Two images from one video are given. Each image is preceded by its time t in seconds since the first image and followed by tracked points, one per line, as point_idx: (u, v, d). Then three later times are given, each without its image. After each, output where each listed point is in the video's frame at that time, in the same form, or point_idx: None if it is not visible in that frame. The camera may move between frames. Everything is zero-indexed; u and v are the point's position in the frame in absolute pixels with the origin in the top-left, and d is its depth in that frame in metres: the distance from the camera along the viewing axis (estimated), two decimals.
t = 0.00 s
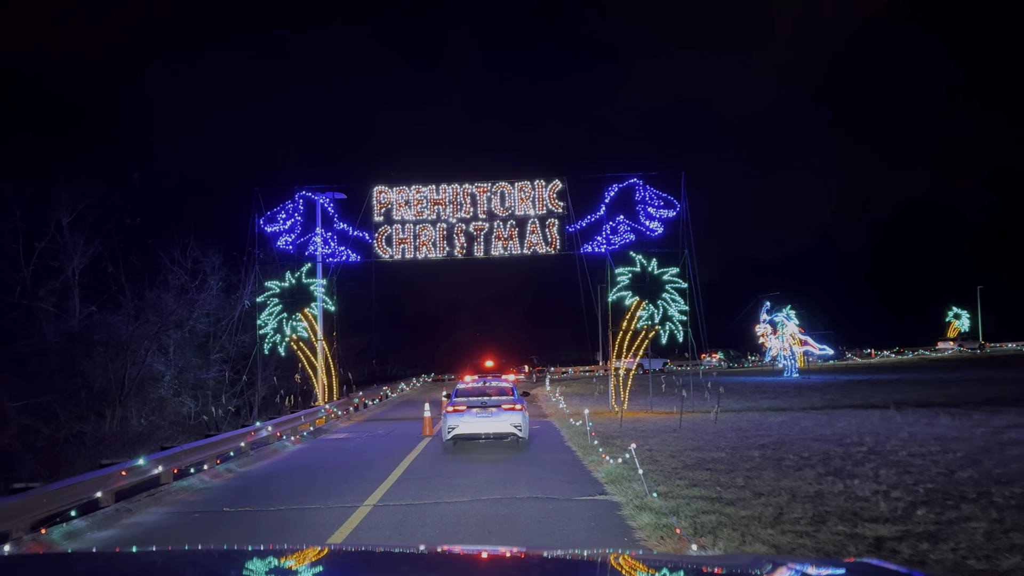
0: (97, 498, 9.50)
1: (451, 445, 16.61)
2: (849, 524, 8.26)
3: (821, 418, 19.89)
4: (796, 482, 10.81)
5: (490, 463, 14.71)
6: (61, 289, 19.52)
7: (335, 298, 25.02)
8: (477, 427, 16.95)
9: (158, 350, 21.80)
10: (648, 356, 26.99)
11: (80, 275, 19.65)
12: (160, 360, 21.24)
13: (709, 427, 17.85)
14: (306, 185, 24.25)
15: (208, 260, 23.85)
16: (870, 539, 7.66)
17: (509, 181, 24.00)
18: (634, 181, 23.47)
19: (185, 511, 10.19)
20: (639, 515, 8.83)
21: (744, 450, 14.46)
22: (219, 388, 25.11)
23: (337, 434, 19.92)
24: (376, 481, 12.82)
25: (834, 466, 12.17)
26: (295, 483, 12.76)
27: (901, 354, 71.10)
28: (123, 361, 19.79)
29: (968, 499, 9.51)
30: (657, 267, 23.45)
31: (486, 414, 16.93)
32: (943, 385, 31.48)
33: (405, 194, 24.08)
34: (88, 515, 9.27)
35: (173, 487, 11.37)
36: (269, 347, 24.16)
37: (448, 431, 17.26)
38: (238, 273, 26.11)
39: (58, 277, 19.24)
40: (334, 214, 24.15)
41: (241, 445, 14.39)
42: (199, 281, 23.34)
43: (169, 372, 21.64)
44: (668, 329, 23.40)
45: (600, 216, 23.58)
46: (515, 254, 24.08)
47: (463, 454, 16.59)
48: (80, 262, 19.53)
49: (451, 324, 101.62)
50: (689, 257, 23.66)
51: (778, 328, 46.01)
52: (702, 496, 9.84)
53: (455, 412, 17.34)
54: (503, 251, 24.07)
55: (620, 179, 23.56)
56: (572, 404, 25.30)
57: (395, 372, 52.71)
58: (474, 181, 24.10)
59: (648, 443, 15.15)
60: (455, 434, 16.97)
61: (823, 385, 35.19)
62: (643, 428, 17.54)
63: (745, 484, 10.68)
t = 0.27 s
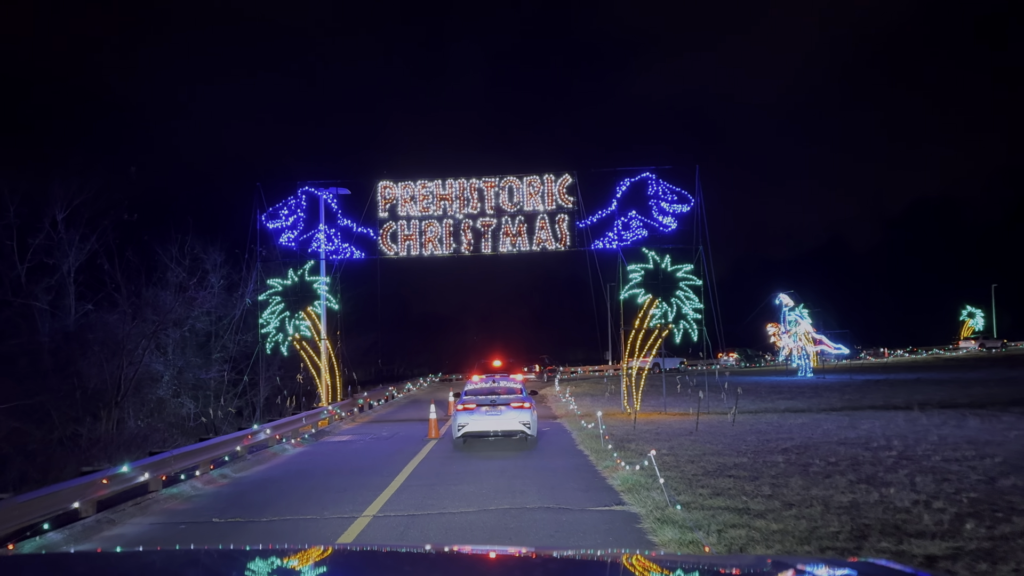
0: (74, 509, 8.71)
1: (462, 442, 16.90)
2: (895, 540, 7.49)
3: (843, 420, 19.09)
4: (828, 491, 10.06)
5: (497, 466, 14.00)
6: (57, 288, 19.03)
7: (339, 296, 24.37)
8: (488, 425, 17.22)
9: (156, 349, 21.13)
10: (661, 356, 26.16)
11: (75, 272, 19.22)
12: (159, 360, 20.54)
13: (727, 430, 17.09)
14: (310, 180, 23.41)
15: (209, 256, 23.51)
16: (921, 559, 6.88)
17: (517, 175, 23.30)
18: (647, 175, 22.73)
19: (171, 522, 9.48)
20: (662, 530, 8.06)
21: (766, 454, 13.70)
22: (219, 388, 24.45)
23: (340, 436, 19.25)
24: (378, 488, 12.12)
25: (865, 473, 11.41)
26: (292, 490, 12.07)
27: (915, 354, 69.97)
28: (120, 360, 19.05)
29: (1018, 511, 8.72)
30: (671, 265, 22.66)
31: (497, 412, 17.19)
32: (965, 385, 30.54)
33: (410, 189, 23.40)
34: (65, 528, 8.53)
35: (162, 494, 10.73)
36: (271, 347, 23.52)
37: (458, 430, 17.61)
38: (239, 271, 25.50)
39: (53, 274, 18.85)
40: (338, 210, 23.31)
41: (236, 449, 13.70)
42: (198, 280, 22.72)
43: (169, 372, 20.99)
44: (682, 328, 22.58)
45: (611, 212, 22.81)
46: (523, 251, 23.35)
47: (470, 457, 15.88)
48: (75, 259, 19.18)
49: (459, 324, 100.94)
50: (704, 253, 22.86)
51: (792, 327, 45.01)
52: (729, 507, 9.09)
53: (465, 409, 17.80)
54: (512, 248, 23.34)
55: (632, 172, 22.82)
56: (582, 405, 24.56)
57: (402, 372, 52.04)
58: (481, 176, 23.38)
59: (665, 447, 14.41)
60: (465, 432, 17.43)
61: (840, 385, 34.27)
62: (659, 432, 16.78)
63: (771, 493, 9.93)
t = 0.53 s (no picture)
0: (40, 524, 7.94)
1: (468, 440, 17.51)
2: (946, 561, 6.72)
3: (863, 422, 18.31)
4: (860, 502, 9.31)
5: (503, 471, 13.27)
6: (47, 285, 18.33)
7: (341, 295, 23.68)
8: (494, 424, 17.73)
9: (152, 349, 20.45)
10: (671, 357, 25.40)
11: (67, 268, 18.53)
12: (154, 359, 19.88)
13: (744, 434, 16.33)
14: (309, 174, 22.81)
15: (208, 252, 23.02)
16: None
17: (523, 169, 22.59)
18: (657, 169, 22.04)
19: (150, 535, 8.76)
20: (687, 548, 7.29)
21: (787, 460, 12.95)
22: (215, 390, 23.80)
23: (340, 439, 18.55)
24: (377, 498, 11.40)
25: (896, 481, 10.65)
26: (285, 499, 11.36)
27: (925, 354, 68.86)
28: (111, 360, 18.26)
29: None
30: (682, 261, 21.95)
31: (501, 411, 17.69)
32: (984, 386, 29.64)
33: (414, 184, 22.74)
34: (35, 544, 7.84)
35: (144, 503, 10.05)
36: (270, 346, 22.81)
37: (466, 427, 18.32)
38: (239, 269, 24.81)
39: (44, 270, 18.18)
40: (338, 205, 22.72)
41: (228, 454, 13.00)
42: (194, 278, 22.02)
43: (164, 372, 20.33)
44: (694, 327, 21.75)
45: (621, 206, 22.11)
46: (530, 247, 22.63)
47: (475, 461, 15.15)
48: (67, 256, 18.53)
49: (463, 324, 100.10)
50: (716, 250, 22.20)
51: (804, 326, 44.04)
52: (756, 520, 8.32)
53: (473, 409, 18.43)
54: (518, 244, 22.63)
55: (642, 165, 22.10)
56: (590, 406, 23.81)
57: (405, 373, 51.32)
58: (486, 170, 22.72)
59: (681, 453, 13.67)
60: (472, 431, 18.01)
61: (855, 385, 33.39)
62: (673, 436, 16.02)
63: (799, 504, 9.18)
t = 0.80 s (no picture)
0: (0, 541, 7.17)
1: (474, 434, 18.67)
2: None
3: (884, 424, 17.54)
4: (896, 514, 8.57)
5: (509, 476, 12.52)
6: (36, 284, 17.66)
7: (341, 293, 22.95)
8: (499, 421, 18.92)
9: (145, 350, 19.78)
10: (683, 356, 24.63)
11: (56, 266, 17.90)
12: (147, 359, 19.24)
13: (761, 438, 15.59)
14: (308, 169, 22.04)
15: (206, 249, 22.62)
16: None
17: (529, 163, 21.83)
18: (668, 162, 21.26)
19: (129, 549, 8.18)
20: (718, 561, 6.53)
21: (811, 466, 12.19)
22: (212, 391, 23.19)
23: (339, 442, 17.84)
24: (375, 508, 10.69)
25: (931, 490, 9.90)
26: (276, 510, 10.68)
27: (936, 353, 67.80)
28: (102, 361, 17.41)
29: None
30: (694, 258, 21.21)
31: (506, 410, 18.86)
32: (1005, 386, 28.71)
33: (416, 178, 21.98)
34: None
35: (124, 513, 9.48)
36: (268, 346, 22.12)
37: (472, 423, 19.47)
38: (237, 266, 24.19)
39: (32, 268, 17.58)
40: (339, 200, 22.05)
41: (218, 460, 12.33)
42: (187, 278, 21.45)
43: (158, 373, 19.74)
44: (706, 326, 21.02)
45: (629, 201, 21.42)
46: (535, 243, 21.97)
47: (480, 465, 14.39)
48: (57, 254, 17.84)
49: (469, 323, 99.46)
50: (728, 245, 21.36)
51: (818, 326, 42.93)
52: (787, 537, 7.55)
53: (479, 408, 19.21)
54: (523, 240, 21.97)
55: (653, 159, 21.32)
56: (597, 407, 23.06)
57: (410, 373, 50.71)
58: (491, 163, 22.00)
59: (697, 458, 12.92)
60: (479, 429, 18.75)
61: (869, 386, 32.52)
62: (687, 440, 15.27)
63: (831, 517, 8.45)
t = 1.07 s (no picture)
0: None
1: (480, 434, 19.45)
2: None
3: (904, 427, 16.79)
4: (935, 529, 7.84)
5: (513, 483, 11.80)
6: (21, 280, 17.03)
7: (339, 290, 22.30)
8: (504, 420, 19.80)
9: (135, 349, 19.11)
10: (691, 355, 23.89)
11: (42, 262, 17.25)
12: (137, 359, 18.59)
13: (777, 443, 14.86)
14: (306, 162, 21.46)
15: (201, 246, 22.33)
16: None
17: (533, 156, 21.21)
18: (677, 155, 20.55)
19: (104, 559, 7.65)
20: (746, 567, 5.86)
21: (833, 473, 11.48)
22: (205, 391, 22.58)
23: (336, 445, 17.14)
24: (369, 520, 9.98)
25: (969, 501, 9.14)
26: (265, 520, 10.01)
27: (945, 353, 66.87)
28: (90, 360, 16.54)
29: None
30: (703, 254, 20.48)
31: (512, 409, 19.65)
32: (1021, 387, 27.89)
33: (416, 172, 21.33)
34: None
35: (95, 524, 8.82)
36: (264, 346, 21.48)
37: (477, 423, 20.17)
38: (233, 263, 23.73)
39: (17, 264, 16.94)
40: (337, 195, 21.40)
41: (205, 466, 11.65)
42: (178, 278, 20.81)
43: (148, 374, 19.06)
44: (717, 325, 20.30)
45: (638, 195, 20.67)
46: (539, 239, 21.16)
47: (483, 469, 13.66)
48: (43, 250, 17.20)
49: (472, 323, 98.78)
50: (739, 240, 20.61)
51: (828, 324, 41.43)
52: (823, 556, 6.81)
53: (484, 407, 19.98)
54: (527, 236, 21.17)
55: (661, 151, 20.66)
56: (603, 409, 22.35)
57: (412, 373, 50.04)
58: (494, 157, 21.31)
59: (713, 465, 12.17)
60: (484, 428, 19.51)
61: (882, 386, 31.70)
62: (699, 444, 14.54)
63: (864, 533, 7.74)
